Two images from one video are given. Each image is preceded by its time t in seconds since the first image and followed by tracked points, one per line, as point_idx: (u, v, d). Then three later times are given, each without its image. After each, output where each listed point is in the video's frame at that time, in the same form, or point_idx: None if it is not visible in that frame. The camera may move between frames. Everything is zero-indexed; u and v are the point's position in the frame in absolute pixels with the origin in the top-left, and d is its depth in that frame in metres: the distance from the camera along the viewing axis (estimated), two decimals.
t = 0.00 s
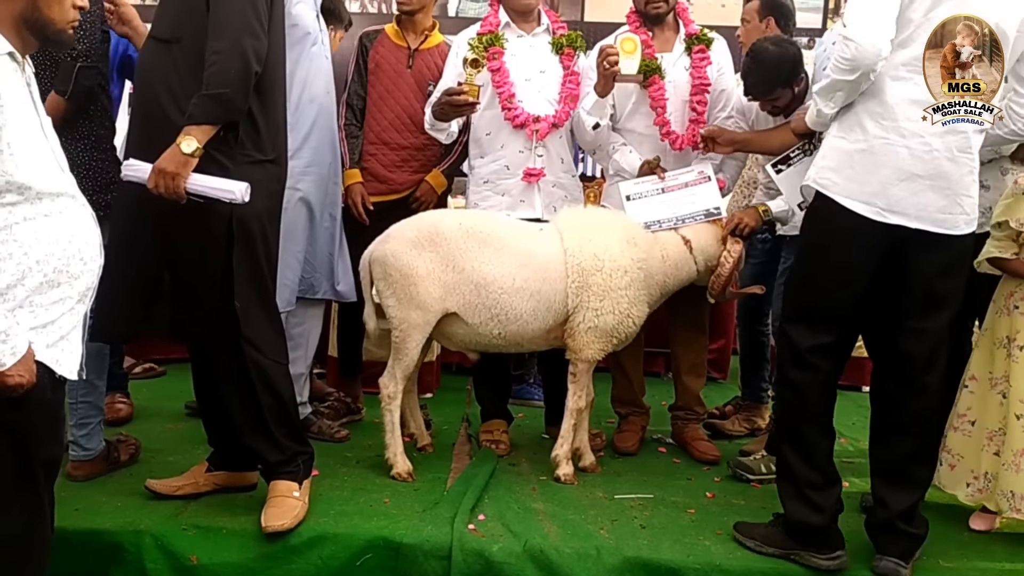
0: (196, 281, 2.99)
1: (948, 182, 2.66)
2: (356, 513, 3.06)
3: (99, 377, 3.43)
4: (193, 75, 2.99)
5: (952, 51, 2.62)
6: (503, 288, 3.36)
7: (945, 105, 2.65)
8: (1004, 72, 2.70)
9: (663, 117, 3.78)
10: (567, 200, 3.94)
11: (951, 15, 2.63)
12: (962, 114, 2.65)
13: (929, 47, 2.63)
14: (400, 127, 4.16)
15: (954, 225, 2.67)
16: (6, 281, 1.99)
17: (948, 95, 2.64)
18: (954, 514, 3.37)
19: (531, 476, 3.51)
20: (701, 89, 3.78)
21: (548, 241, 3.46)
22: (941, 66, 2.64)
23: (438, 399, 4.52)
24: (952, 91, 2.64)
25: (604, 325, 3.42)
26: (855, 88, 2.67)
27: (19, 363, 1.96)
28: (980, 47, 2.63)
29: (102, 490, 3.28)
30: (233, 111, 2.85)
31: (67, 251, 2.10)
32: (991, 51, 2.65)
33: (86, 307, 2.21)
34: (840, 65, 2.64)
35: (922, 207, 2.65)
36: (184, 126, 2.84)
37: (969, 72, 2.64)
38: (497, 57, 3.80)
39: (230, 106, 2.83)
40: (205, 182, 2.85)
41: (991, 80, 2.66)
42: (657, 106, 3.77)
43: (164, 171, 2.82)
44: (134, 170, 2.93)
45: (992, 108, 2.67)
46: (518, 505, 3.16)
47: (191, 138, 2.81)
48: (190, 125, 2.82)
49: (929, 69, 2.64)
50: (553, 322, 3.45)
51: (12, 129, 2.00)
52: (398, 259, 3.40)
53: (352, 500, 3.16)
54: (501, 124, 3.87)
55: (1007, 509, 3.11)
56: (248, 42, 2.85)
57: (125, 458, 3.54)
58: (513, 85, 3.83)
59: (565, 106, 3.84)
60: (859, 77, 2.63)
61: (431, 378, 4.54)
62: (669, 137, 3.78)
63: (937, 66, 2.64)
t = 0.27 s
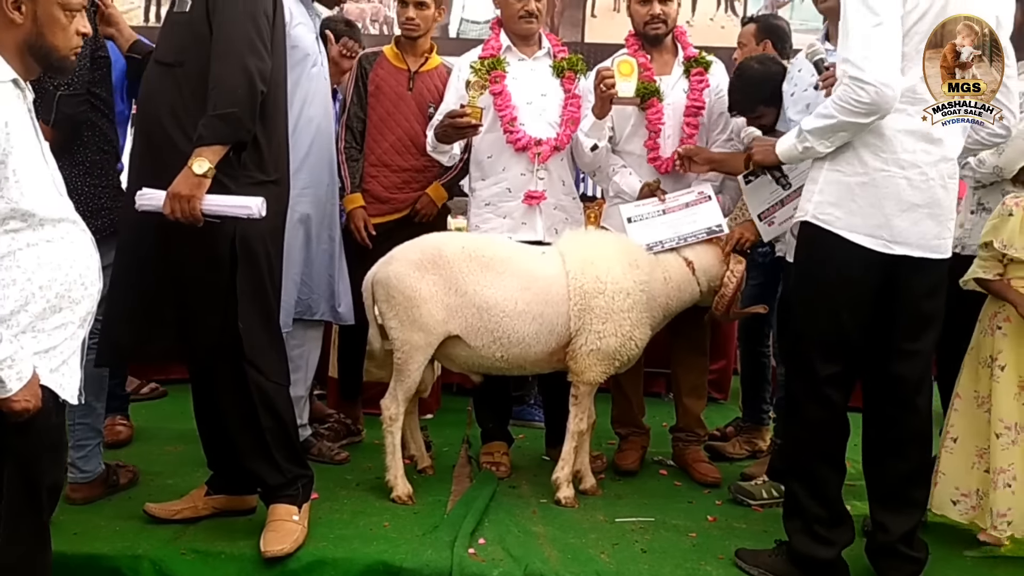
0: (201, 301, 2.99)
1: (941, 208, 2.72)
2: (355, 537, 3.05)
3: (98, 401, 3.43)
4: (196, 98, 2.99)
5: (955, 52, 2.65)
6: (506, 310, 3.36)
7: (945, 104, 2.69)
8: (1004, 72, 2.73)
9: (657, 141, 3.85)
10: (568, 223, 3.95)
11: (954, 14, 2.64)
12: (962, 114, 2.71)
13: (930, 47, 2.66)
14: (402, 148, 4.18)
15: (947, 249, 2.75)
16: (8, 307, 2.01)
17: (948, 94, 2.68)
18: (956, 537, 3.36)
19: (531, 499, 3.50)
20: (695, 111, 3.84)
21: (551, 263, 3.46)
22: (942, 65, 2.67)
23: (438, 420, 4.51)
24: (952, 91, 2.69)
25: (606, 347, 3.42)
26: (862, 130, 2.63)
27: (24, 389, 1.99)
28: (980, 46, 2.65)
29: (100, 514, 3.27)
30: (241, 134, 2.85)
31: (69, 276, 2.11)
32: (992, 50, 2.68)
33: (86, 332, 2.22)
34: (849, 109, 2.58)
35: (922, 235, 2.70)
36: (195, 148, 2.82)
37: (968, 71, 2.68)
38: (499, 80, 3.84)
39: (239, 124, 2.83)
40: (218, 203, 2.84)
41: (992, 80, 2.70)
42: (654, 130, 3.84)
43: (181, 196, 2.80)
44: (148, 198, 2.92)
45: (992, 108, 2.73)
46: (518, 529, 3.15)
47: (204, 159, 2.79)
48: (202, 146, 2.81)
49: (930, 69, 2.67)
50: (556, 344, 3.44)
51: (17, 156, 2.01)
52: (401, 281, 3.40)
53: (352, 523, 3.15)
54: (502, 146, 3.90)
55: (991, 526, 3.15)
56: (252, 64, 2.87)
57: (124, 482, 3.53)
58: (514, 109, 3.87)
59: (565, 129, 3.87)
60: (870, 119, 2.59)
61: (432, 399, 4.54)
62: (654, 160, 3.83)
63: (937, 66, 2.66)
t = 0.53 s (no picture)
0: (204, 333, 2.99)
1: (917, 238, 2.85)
2: (354, 568, 3.04)
3: (101, 431, 3.41)
4: (198, 129, 3.02)
5: (955, 45, 2.85)
6: (508, 339, 3.36)
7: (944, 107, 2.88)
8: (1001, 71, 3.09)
9: (654, 169, 3.92)
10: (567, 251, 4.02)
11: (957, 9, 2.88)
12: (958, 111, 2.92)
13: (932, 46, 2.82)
14: (403, 177, 4.22)
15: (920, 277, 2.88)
16: (11, 340, 2.04)
17: (948, 94, 2.88)
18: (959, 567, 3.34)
19: (532, 528, 3.48)
20: (692, 139, 3.89)
21: (553, 291, 3.47)
22: (943, 63, 2.86)
23: (439, 447, 4.49)
24: (951, 90, 2.89)
25: (609, 375, 3.42)
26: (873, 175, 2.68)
27: (27, 423, 1.99)
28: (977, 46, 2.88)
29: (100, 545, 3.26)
30: (239, 161, 2.89)
31: (72, 308, 2.15)
32: (988, 49, 3.03)
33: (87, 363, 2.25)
34: (864, 157, 2.61)
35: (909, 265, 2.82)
36: (192, 178, 2.87)
37: (966, 71, 2.92)
38: (497, 111, 3.92)
39: (236, 156, 2.88)
40: (215, 232, 2.88)
41: (991, 76, 3.04)
42: (651, 160, 3.93)
43: (178, 226, 2.86)
44: (146, 228, 2.95)
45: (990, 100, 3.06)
46: (519, 559, 3.13)
47: (199, 190, 2.85)
48: (196, 176, 2.87)
49: (933, 69, 2.84)
50: (558, 373, 3.45)
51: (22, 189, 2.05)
52: (403, 309, 3.41)
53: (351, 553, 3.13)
54: (500, 177, 3.99)
55: (968, 550, 3.17)
56: (255, 95, 2.91)
57: (124, 512, 3.52)
58: (512, 139, 3.96)
59: (563, 158, 3.95)
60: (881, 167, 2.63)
61: (433, 426, 4.53)
62: (652, 188, 3.91)
63: (938, 66, 2.84)
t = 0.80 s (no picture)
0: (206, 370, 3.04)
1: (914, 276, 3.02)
2: None
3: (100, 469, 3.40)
4: (206, 174, 3.12)
5: (954, 50, 3.00)
6: (511, 378, 3.36)
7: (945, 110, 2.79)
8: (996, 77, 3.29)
9: (655, 206, 4.17)
10: (558, 288, 4.24)
11: (954, 17, 3.09)
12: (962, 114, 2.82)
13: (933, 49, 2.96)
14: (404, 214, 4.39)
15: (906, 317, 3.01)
16: (15, 382, 2.12)
17: (947, 94, 2.88)
18: None
19: (532, 567, 3.46)
20: (691, 176, 4.16)
21: (555, 329, 3.49)
22: (943, 66, 2.96)
23: (439, 484, 4.48)
24: (953, 91, 2.92)
25: (612, 414, 3.42)
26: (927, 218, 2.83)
27: (27, 466, 2.04)
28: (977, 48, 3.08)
29: None
30: (248, 208, 2.99)
31: (75, 352, 2.21)
32: (987, 52, 3.27)
33: (90, 406, 2.31)
34: (936, 202, 2.77)
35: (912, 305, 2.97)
36: (197, 227, 2.96)
37: (966, 72, 3.03)
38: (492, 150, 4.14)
39: (243, 205, 2.97)
40: (225, 277, 2.93)
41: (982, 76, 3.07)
42: (651, 197, 4.17)
43: (184, 273, 2.91)
44: (152, 271, 3.00)
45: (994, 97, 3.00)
46: None
47: (202, 241, 2.92)
48: (202, 224, 2.95)
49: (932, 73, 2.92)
50: (560, 412, 3.45)
51: (28, 235, 2.14)
52: (405, 347, 3.42)
53: None
54: (494, 215, 4.23)
55: None
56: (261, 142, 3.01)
57: (122, 551, 3.50)
58: (506, 179, 4.22)
59: (557, 198, 4.22)
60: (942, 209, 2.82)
61: (434, 462, 4.51)
62: (657, 223, 4.12)
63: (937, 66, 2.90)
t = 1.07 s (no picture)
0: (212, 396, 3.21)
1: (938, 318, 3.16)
2: None
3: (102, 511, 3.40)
4: (213, 214, 3.24)
5: (952, 50, 3.09)
6: (515, 417, 3.37)
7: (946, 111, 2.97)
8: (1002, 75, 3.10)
9: (657, 244, 4.25)
10: (552, 325, 4.34)
11: (955, 17, 3.15)
12: (962, 114, 2.93)
13: (932, 47, 3.11)
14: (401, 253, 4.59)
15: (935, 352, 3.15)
16: (21, 426, 2.17)
17: (948, 94, 2.99)
18: None
19: None
20: (693, 215, 4.26)
21: (559, 367, 3.52)
22: (942, 66, 3.09)
23: (440, 521, 4.45)
24: (952, 92, 3.00)
25: (617, 454, 3.46)
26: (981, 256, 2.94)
27: (31, 512, 2.07)
28: (979, 47, 3.08)
29: None
30: (262, 250, 3.13)
31: (80, 395, 2.26)
32: (990, 52, 3.09)
33: (94, 448, 2.36)
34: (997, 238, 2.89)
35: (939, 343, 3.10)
36: (218, 272, 3.09)
37: (968, 72, 3.04)
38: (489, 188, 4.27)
39: (260, 246, 3.11)
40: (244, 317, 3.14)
41: (992, 81, 3.01)
42: (653, 235, 4.25)
43: (207, 318, 3.06)
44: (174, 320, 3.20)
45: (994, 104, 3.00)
46: None
47: (224, 281, 3.06)
48: (222, 268, 3.08)
49: (932, 70, 3.08)
50: (565, 452, 3.46)
51: (35, 280, 2.19)
52: (408, 386, 3.43)
53: None
54: (491, 252, 4.33)
55: None
56: (269, 185, 3.15)
57: None
58: (503, 217, 4.32)
59: (552, 237, 4.30)
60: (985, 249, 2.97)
61: (434, 499, 4.48)
62: (659, 260, 4.20)
63: (937, 65, 3.07)
